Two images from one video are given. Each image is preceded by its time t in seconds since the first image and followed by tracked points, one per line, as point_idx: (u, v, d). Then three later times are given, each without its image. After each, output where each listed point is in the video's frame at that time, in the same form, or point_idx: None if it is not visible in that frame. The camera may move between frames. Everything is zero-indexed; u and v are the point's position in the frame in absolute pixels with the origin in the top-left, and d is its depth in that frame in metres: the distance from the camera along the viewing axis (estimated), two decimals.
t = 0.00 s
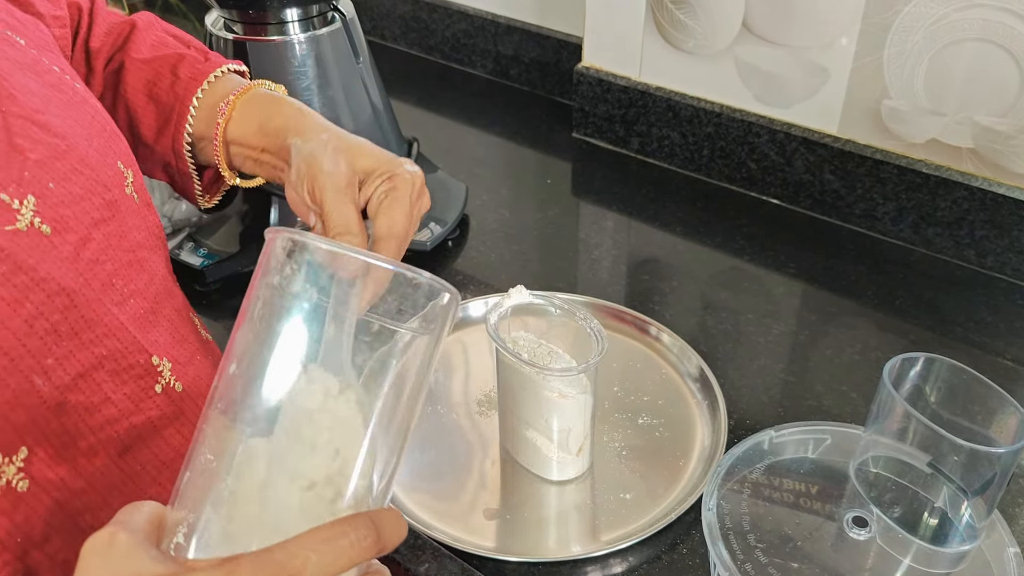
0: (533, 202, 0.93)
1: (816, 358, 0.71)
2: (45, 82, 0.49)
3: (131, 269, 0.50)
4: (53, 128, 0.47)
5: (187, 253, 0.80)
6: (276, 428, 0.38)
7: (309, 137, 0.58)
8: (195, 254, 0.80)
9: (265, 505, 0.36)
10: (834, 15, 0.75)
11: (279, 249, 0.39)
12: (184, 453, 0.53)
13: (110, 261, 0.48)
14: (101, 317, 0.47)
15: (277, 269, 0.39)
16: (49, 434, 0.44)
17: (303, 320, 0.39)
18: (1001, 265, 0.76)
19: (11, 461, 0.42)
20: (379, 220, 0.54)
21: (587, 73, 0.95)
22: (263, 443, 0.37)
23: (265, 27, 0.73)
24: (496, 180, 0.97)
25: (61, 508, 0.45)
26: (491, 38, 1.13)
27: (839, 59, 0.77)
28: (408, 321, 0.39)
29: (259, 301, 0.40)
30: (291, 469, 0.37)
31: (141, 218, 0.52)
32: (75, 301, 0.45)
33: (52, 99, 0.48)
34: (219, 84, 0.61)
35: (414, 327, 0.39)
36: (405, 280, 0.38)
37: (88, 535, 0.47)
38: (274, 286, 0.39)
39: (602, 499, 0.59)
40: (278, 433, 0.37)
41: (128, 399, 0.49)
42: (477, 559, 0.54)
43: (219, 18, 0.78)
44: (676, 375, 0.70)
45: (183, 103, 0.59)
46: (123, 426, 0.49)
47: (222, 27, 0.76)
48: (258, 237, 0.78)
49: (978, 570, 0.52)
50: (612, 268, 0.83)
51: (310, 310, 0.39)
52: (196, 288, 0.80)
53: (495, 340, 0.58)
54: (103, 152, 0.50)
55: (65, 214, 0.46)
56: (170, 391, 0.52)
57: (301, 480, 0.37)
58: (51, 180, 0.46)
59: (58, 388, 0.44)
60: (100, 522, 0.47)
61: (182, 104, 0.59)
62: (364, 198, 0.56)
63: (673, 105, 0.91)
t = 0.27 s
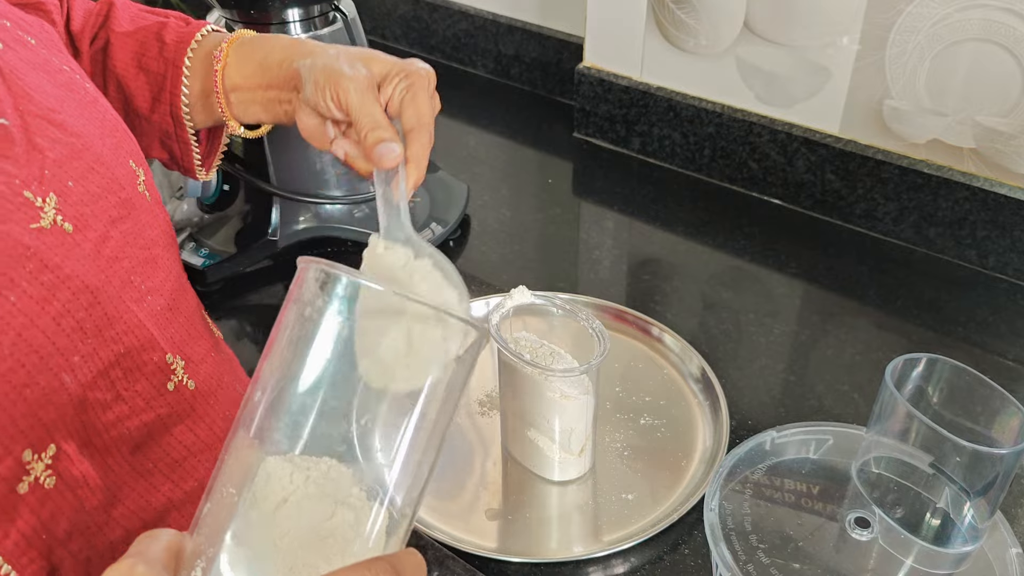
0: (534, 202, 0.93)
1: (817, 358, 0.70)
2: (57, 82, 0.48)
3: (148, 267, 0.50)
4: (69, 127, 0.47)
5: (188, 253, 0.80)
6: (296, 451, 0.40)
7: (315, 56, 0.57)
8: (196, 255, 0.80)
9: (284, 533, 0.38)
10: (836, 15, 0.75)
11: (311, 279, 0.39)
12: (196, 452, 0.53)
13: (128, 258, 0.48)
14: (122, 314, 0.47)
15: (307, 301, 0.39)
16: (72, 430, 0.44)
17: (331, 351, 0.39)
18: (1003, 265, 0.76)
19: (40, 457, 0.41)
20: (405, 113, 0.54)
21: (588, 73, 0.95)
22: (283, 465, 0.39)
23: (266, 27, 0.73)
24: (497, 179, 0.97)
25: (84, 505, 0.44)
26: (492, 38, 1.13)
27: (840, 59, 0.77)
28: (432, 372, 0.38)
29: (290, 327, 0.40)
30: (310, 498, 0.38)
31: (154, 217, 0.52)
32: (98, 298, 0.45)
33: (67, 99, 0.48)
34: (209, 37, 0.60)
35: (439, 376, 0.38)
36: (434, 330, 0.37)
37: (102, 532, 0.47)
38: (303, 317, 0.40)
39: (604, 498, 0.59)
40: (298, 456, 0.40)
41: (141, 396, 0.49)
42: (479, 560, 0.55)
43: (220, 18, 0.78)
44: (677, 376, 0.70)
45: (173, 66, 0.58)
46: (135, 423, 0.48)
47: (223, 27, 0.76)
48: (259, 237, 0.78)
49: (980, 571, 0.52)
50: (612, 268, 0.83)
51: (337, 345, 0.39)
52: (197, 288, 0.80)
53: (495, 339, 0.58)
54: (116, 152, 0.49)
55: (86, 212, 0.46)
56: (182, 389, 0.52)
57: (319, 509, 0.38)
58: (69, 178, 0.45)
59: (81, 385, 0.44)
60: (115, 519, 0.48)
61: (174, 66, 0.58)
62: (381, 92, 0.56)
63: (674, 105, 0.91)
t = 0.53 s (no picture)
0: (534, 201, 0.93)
1: (817, 358, 0.70)
2: (66, 83, 0.47)
3: (156, 268, 0.49)
4: (77, 128, 0.46)
5: (188, 253, 0.79)
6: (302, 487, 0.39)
7: (343, 23, 0.59)
8: (196, 254, 0.80)
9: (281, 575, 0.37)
10: (836, 15, 0.75)
11: (328, 324, 0.40)
12: (203, 453, 0.53)
13: (136, 259, 0.48)
14: (131, 315, 0.46)
15: (321, 345, 0.40)
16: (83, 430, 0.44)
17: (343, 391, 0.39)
18: (1003, 265, 0.76)
19: (51, 457, 0.41)
20: (440, 64, 0.60)
21: (588, 73, 0.95)
22: (287, 501, 0.39)
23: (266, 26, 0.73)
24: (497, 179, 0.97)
25: (94, 505, 0.44)
26: (492, 37, 1.13)
27: (840, 59, 0.76)
28: (441, 420, 0.38)
29: (302, 372, 0.41)
30: (312, 537, 0.37)
31: (162, 218, 0.51)
32: (108, 299, 0.44)
33: (75, 100, 0.47)
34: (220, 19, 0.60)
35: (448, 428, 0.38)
36: (446, 374, 0.37)
37: (112, 533, 0.47)
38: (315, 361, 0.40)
39: (603, 499, 0.59)
40: (304, 493, 0.39)
41: (146, 397, 0.48)
42: (479, 560, 0.54)
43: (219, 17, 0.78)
44: (678, 377, 0.69)
45: (188, 52, 0.58)
46: (142, 423, 0.48)
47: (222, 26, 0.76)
48: (259, 236, 0.78)
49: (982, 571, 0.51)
50: (612, 268, 0.83)
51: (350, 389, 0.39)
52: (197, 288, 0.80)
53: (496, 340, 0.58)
54: (123, 153, 0.48)
55: (95, 213, 0.45)
56: (189, 390, 0.51)
57: (321, 550, 0.37)
58: (79, 179, 0.45)
59: (92, 386, 0.44)
60: (123, 521, 0.48)
61: (188, 51, 0.58)
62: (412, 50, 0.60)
63: (675, 104, 0.90)
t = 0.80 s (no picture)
0: (534, 202, 0.93)
1: (817, 358, 0.70)
2: (77, 92, 0.48)
3: (158, 276, 0.50)
4: (85, 136, 0.46)
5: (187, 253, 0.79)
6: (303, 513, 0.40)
7: (372, 73, 0.63)
8: (195, 256, 0.79)
9: None
10: (836, 16, 0.74)
11: (334, 356, 0.39)
12: (205, 460, 0.52)
13: (140, 267, 0.48)
14: (132, 324, 0.46)
15: (325, 376, 0.39)
16: (83, 436, 0.43)
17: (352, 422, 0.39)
18: (1004, 266, 0.76)
19: (50, 463, 0.41)
20: (468, 105, 0.64)
21: (588, 73, 0.95)
22: (287, 524, 0.39)
23: (265, 27, 0.72)
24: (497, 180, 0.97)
25: (95, 512, 0.44)
26: (491, 38, 1.13)
27: (840, 60, 0.76)
28: (453, 446, 0.37)
29: (305, 402, 0.40)
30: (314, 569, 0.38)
31: (166, 225, 0.52)
32: (110, 305, 0.44)
33: (85, 108, 0.48)
34: (245, 54, 0.63)
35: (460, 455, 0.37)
36: (455, 407, 0.37)
37: (115, 539, 0.45)
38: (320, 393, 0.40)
39: (605, 502, 0.58)
40: (307, 518, 0.40)
41: (149, 404, 0.48)
42: (479, 562, 0.54)
43: (218, 18, 0.77)
44: (679, 379, 0.69)
45: (210, 82, 0.61)
46: (144, 431, 0.48)
47: (222, 27, 0.75)
48: (258, 238, 0.78)
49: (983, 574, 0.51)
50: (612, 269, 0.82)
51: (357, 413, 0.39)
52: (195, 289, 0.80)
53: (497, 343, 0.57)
54: (130, 160, 0.49)
55: (100, 219, 0.45)
56: (194, 397, 0.51)
57: None
58: (86, 186, 0.45)
59: (93, 393, 0.43)
60: (127, 527, 0.46)
61: (212, 82, 0.61)
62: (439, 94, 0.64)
63: (675, 105, 0.90)
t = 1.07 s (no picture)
0: (534, 203, 0.93)
1: (818, 359, 0.70)
2: (84, 98, 0.48)
3: (160, 282, 0.50)
4: (93, 140, 0.46)
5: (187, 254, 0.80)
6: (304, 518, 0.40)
7: (382, 121, 0.65)
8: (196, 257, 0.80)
9: None
10: (837, 18, 0.74)
11: (340, 363, 0.39)
12: (209, 464, 0.52)
13: (144, 271, 0.48)
14: (136, 329, 0.46)
15: (329, 382, 0.39)
16: (86, 438, 0.43)
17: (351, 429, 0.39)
18: (1004, 267, 0.76)
19: (54, 465, 0.41)
20: (475, 139, 0.66)
21: (588, 74, 0.95)
22: (288, 532, 0.39)
23: (266, 28, 0.72)
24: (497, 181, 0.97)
25: (97, 515, 0.44)
26: (491, 39, 1.13)
27: (840, 61, 0.76)
28: (456, 455, 0.37)
29: (309, 408, 0.40)
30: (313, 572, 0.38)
31: (172, 232, 0.52)
32: (116, 310, 0.44)
33: (92, 114, 0.48)
34: (264, 87, 0.65)
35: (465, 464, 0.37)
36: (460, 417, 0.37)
37: (117, 542, 0.45)
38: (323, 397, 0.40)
39: (606, 504, 0.58)
40: (307, 525, 0.40)
41: (151, 408, 0.48)
42: (479, 564, 0.54)
43: (218, 19, 0.77)
44: (680, 381, 0.69)
45: (226, 112, 0.63)
46: (147, 434, 0.47)
47: (222, 28, 0.75)
48: (258, 239, 0.77)
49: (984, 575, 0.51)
50: (612, 269, 0.82)
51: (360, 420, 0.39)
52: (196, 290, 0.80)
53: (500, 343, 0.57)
54: (137, 167, 0.49)
55: (108, 224, 0.45)
56: (196, 402, 0.51)
57: None
58: (94, 190, 0.45)
59: (97, 396, 0.43)
60: (129, 529, 0.46)
61: (228, 112, 0.63)
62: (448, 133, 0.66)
63: (675, 106, 0.90)
